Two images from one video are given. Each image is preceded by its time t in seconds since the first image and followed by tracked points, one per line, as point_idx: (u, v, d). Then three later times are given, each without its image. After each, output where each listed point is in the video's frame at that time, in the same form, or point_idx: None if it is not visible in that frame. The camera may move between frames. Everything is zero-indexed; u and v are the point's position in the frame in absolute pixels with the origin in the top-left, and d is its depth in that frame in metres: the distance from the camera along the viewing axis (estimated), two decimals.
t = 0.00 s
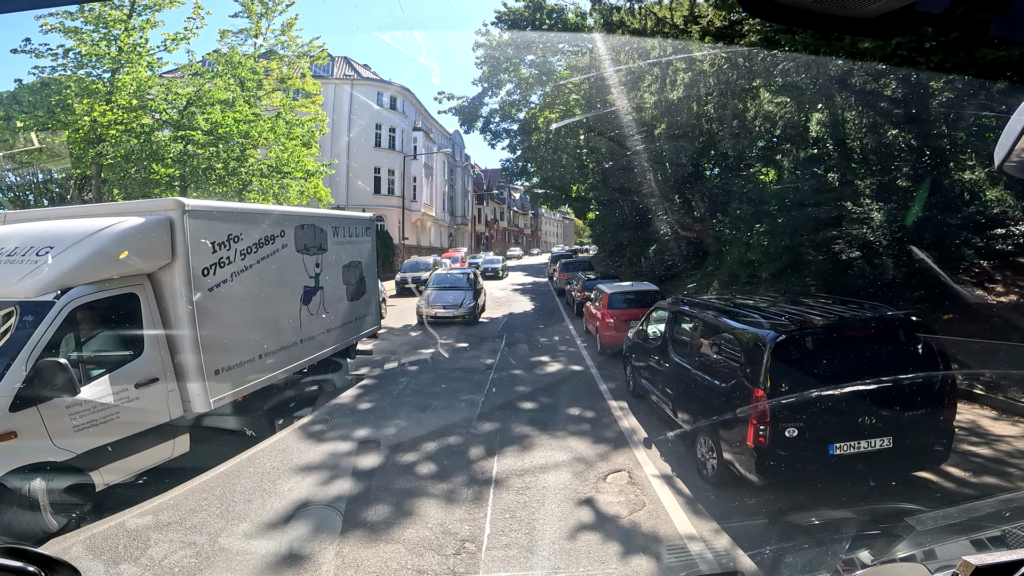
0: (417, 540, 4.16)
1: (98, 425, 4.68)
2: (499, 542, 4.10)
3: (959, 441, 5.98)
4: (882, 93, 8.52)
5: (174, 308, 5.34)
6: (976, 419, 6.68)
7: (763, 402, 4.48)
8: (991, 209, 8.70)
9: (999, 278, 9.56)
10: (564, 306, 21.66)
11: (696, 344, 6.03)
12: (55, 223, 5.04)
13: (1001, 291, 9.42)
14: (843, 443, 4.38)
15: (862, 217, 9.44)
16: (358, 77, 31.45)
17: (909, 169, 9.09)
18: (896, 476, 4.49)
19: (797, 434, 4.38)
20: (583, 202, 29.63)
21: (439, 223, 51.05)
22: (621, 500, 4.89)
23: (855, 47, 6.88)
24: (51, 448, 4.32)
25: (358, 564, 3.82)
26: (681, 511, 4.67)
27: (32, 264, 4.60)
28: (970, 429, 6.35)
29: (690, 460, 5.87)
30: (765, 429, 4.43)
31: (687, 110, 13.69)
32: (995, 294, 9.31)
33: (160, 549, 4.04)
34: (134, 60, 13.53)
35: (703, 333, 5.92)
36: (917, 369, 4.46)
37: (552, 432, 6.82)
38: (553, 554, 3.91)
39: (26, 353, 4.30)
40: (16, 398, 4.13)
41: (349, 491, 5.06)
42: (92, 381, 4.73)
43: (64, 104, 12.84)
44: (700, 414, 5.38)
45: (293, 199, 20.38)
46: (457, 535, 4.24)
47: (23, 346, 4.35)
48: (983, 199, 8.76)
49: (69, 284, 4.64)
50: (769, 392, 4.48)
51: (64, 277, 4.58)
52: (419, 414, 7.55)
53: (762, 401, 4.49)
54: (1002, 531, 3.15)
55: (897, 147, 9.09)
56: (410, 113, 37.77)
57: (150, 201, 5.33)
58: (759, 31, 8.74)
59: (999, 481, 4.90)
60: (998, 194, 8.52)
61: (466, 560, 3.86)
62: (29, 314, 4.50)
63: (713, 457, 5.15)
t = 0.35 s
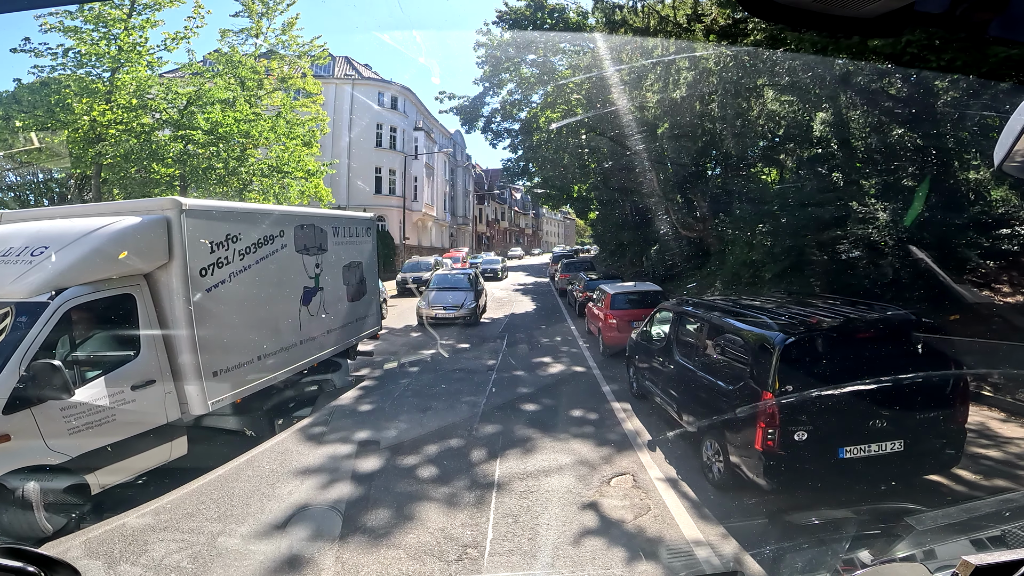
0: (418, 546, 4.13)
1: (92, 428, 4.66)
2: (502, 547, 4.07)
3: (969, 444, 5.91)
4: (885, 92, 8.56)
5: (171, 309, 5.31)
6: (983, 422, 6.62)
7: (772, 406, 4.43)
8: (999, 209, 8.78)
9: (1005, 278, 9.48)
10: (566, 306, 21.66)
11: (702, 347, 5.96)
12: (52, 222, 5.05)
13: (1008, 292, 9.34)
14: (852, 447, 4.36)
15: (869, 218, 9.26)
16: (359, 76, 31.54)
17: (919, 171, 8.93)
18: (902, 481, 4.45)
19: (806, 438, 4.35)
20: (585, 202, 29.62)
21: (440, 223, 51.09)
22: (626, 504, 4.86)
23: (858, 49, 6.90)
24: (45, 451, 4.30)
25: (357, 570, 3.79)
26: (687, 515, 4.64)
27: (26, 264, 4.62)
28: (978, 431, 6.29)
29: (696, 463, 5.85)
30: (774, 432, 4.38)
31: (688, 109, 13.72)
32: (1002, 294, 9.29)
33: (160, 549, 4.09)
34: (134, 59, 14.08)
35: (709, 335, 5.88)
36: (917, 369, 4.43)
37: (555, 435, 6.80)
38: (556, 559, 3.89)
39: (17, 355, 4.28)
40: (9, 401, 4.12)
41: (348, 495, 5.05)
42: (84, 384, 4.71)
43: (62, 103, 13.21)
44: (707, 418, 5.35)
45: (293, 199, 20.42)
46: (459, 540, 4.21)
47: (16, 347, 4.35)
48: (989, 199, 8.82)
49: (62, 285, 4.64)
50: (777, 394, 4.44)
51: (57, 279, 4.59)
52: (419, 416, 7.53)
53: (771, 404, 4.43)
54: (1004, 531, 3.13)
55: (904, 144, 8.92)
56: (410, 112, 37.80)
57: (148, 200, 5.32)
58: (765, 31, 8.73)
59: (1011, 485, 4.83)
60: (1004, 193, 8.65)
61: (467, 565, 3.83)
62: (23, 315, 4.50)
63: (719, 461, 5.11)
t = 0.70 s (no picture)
0: (419, 552, 4.10)
1: (87, 431, 4.66)
2: (504, 553, 4.05)
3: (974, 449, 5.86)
4: (891, 92, 8.42)
5: (168, 309, 5.31)
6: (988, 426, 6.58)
7: (782, 410, 4.38)
8: (1003, 210, 8.65)
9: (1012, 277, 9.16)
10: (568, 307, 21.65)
11: (709, 349, 5.93)
12: (47, 222, 5.03)
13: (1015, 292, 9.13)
14: (864, 451, 4.31)
15: (873, 217, 9.46)
16: (359, 75, 31.54)
17: (926, 171, 8.99)
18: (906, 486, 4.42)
19: (816, 442, 4.32)
20: (587, 202, 29.60)
21: (441, 223, 51.06)
22: (630, 508, 4.84)
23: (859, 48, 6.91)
24: (38, 455, 4.30)
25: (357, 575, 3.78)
26: (692, 519, 4.61)
27: (20, 265, 4.60)
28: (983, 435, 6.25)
29: (700, 467, 5.83)
30: (784, 436, 4.34)
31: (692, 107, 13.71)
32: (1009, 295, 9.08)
33: (162, 549, 4.13)
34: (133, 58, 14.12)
35: (715, 336, 5.85)
36: (917, 369, 4.43)
37: (558, 437, 6.79)
38: (558, 564, 3.87)
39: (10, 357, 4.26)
40: (7, 402, 4.13)
41: (349, 499, 5.03)
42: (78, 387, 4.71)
43: (62, 102, 13.11)
44: (712, 421, 5.33)
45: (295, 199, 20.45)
46: (460, 545, 4.18)
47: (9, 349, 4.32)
48: (994, 199, 8.72)
49: (56, 286, 4.62)
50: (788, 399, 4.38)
51: (51, 280, 4.58)
52: (421, 418, 7.52)
53: (781, 409, 4.37)
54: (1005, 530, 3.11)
55: (912, 145, 8.89)
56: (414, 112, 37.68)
57: (145, 200, 5.31)
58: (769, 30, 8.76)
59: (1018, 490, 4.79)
60: (1010, 192, 8.47)
61: (468, 570, 3.81)
62: (16, 316, 4.47)
63: (726, 464, 5.08)
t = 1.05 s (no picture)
0: (420, 558, 4.08)
1: (81, 435, 4.61)
2: (507, 559, 4.02)
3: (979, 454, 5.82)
4: (896, 90, 8.63)
5: (164, 309, 5.29)
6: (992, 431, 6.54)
7: (792, 414, 4.35)
8: (1006, 211, 8.32)
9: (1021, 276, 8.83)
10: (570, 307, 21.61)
11: (714, 351, 5.89)
12: (41, 223, 4.99)
13: None
14: (876, 455, 4.29)
15: (880, 217, 9.39)
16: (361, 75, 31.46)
17: (929, 170, 8.91)
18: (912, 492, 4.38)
19: (828, 446, 4.29)
20: (588, 202, 29.54)
21: (442, 222, 51.03)
22: (636, 513, 4.81)
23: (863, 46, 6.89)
24: (31, 459, 4.27)
25: None
26: (699, 524, 4.58)
27: (14, 264, 4.53)
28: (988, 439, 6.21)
29: (704, 470, 5.79)
30: (794, 441, 4.31)
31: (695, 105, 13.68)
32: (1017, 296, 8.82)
33: (160, 548, 4.19)
34: (133, 57, 14.11)
35: (721, 338, 5.82)
36: (917, 369, 4.41)
37: (562, 440, 6.76)
38: (561, 569, 3.85)
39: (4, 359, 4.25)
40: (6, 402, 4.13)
41: (348, 504, 5.02)
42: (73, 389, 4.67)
43: (60, 101, 13.03)
44: (718, 425, 5.32)
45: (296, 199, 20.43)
46: (463, 553, 4.15)
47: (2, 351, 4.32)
48: (1000, 198, 8.36)
49: (50, 287, 4.58)
50: (799, 403, 4.35)
51: (44, 280, 4.51)
52: (422, 420, 7.50)
53: (791, 412, 4.35)
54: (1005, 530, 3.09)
55: (918, 143, 9.01)
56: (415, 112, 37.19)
57: (141, 200, 5.30)
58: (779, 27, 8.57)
59: None
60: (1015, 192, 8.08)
61: None
62: (9, 318, 4.46)
63: (734, 469, 5.05)
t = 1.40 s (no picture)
0: (420, 565, 4.07)
1: (74, 439, 4.57)
2: (508, 566, 4.00)
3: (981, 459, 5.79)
4: (902, 89, 8.55)
5: (159, 309, 5.26)
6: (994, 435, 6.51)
7: (803, 416, 4.31)
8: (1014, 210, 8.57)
9: None
10: (572, 307, 21.61)
11: (720, 354, 5.87)
12: (35, 222, 4.97)
13: None
14: (889, 460, 4.27)
15: (886, 217, 9.33)
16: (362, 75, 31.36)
17: (936, 170, 9.00)
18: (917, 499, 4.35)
19: (840, 451, 4.27)
20: (590, 202, 29.52)
21: (443, 222, 51.06)
22: (641, 519, 4.78)
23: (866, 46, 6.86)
24: (24, 465, 4.22)
25: None
26: (707, 529, 4.55)
27: (5, 265, 4.52)
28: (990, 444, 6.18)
29: (709, 474, 5.77)
30: (805, 446, 4.28)
31: (697, 104, 13.66)
32: None
33: (157, 550, 4.25)
34: (133, 56, 14.08)
35: (726, 339, 5.82)
36: (916, 369, 4.39)
37: (565, 444, 6.74)
38: None
39: None
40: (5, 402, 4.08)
41: (348, 509, 5.00)
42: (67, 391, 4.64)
43: (60, 100, 13.29)
44: (725, 429, 5.29)
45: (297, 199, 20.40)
46: (464, 560, 4.13)
47: None
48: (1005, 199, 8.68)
49: (41, 288, 4.55)
50: (808, 404, 4.32)
51: (35, 281, 4.50)
52: (423, 423, 7.49)
53: (801, 414, 4.31)
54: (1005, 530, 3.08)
55: (925, 142, 9.04)
56: (415, 112, 37.38)
57: (136, 200, 5.28)
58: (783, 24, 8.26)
59: None
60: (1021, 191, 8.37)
61: None
62: None
63: (742, 473, 5.01)
